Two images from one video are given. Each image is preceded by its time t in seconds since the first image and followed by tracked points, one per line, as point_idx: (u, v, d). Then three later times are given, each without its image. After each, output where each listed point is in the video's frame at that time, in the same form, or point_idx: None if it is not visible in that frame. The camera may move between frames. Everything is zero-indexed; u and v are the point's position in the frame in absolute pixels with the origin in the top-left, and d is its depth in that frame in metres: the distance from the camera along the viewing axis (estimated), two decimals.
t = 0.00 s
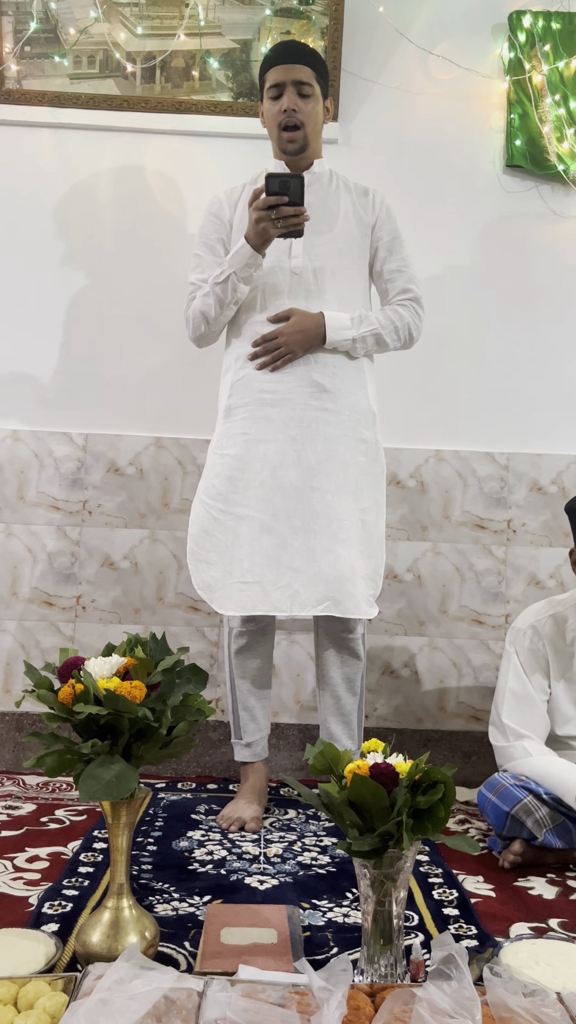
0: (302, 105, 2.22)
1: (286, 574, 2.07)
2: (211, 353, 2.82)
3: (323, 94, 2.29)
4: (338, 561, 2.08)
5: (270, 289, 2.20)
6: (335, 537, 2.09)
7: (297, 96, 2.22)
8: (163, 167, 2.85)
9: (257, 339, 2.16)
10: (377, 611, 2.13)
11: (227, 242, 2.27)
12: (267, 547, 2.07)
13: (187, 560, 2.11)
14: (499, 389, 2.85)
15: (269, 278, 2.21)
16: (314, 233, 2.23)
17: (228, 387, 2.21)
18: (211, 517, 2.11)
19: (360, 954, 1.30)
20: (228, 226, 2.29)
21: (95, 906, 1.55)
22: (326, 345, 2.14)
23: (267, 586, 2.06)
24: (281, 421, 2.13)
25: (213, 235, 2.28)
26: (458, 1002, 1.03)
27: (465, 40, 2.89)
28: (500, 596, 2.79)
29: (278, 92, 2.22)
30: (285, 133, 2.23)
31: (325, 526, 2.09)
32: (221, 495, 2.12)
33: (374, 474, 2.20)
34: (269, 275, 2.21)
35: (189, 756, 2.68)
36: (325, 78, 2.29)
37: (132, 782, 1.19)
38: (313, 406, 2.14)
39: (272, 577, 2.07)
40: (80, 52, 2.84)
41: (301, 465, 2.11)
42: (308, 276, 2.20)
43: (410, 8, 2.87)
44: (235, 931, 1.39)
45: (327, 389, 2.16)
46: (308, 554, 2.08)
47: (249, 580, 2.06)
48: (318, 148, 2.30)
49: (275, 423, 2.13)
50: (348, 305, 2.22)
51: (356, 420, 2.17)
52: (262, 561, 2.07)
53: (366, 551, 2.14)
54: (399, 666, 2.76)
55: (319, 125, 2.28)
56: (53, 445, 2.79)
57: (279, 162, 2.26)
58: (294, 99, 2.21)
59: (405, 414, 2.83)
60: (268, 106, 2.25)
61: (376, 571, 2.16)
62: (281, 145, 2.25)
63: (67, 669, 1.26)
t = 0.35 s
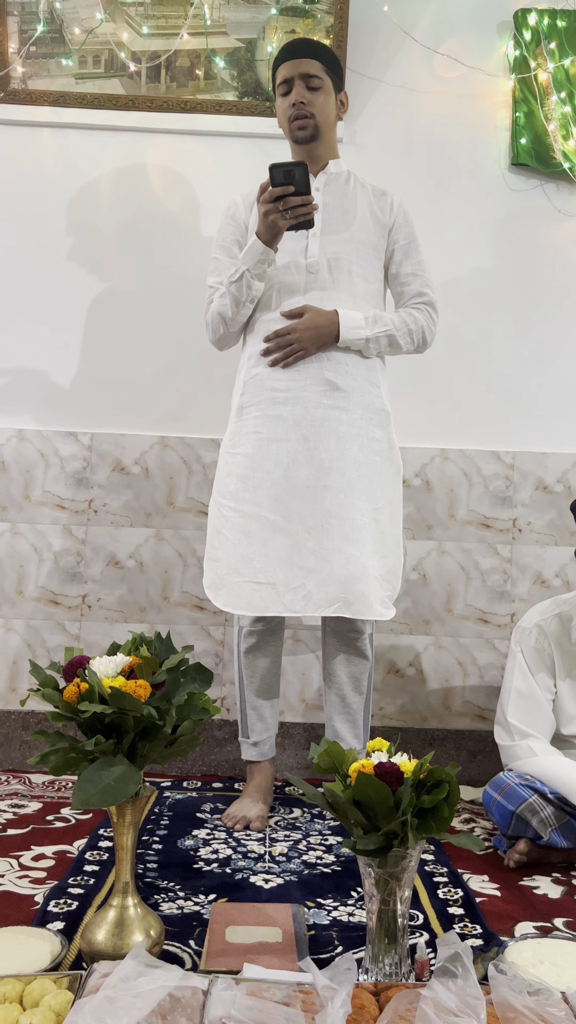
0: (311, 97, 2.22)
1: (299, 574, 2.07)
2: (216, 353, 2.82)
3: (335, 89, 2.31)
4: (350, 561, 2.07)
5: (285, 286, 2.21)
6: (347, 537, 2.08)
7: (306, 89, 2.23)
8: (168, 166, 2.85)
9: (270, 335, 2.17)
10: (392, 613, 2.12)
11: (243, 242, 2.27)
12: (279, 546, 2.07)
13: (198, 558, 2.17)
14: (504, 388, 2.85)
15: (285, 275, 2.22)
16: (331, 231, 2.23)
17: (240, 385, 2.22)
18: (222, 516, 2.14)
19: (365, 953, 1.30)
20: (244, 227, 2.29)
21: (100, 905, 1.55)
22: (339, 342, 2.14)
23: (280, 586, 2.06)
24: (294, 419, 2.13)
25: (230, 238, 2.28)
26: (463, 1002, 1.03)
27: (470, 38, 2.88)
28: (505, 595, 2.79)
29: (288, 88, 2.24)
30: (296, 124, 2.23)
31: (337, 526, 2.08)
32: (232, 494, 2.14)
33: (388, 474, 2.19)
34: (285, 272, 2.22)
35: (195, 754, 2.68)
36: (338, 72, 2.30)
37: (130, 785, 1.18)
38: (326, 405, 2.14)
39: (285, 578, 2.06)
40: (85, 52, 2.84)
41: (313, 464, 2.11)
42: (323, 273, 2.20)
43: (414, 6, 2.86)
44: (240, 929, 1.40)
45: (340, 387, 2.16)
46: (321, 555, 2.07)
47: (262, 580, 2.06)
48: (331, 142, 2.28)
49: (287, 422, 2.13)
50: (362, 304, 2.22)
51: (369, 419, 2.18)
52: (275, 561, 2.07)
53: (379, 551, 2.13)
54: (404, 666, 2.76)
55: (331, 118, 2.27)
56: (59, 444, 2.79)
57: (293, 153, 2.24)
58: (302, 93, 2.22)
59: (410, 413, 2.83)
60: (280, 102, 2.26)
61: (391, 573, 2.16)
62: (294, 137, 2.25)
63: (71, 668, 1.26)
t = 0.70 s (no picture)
0: (315, 94, 2.22)
1: (305, 574, 2.07)
2: (217, 353, 2.82)
3: (341, 86, 2.30)
4: (351, 562, 2.06)
5: (287, 286, 2.21)
6: (350, 537, 2.08)
7: (310, 87, 2.22)
8: (168, 167, 2.85)
9: (272, 335, 2.17)
10: (395, 613, 2.12)
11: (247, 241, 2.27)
12: (286, 546, 2.08)
13: (205, 561, 2.17)
14: (506, 388, 2.85)
15: (288, 274, 2.22)
16: (336, 230, 2.23)
17: (243, 386, 2.23)
18: (228, 518, 2.15)
19: (365, 953, 1.30)
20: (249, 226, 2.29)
21: (101, 905, 1.55)
22: (341, 341, 2.14)
23: (286, 587, 2.07)
24: (296, 419, 2.13)
25: (234, 236, 2.28)
26: (463, 1002, 1.03)
27: (471, 39, 2.88)
28: (506, 595, 2.78)
29: (292, 85, 2.23)
30: (300, 120, 2.22)
31: (340, 526, 2.08)
32: (237, 496, 2.14)
33: (391, 474, 2.19)
34: (288, 271, 2.22)
35: (196, 754, 2.68)
36: (344, 70, 2.30)
37: (138, 780, 1.19)
38: (329, 404, 2.14)
39: (292, 579, 2.07)
40: (86, 52, 2.84)
41: (317, 464, 2.11)
42: (326, 272, 2.20)
43: (415, 6, 2.86)
44: (240, 930, 1.40)
45: (343, 387, 2.16)
46: (324, 555, 2.07)
47: (268, 581, 2.07)
48: (337, 139, 2.29)
49: (290, 422, 2.13)
50: (366, 303, 2.22)
51: (371, 418, 2.17)
52: (282, 562, 2.08)
53: (381, 551, 2.12)
54: (406, 666, 2.76)
55: (336, 116, 2.27)
56: (60, 445, 2.79)
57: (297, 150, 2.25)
58: (306, 89, 2.22)
59: (411, 413, 2.83)
60: (284, 101, 2.26)
61: (394, 573, 2.16)
62: (299, 133, 2.24)
63: (71, 668, 1.25)
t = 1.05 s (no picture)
0: (314, 93, 2.22)
1: (306, 575, 2.07)
2: (216, 353, 2.82)
3: (340, 84, 2.29)
4: (353, 563, 2.07)
5: (286, 286, 2.21)
6: (350, 538, 2.08)
7: (310, 85, 2.22)
8: (167, 167, 2.85)
9: (271, 336, 2.17)
10: (400, 612, 2.12)
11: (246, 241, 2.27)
12: (287, 548, 2.08)
13: (199, 561, 2.14)
14: (504, 389, 2.85)
15: (286, 274, 2.22)
16: (334, 230, 2.23)
17: (242, 386, 2.23)
18: (227, 520, 2.14)
19: (363, 954, 1.30)
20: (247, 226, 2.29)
21: (99, 906, 1.55)
22: (340, 342, 2.14)
23: (290, 587, 2.07)
24: (295, 419, 2.13)
25: (233, 236, 2.28)
26: (461, 1002, 1.03)
27: (470, 39, 2.89)
28: (505, 596, 2.78)
29: (292, 83, 2.23)
30: (299, 119, 2.22)
31: (340, 527, 2.08)
32: (237, 499, 2.14)
33: (390, 475, 2.19)
34: (287, 272, 2.22)
35: (195, 755, 2.68)
36: (343, 70, 2.30)
37: (134, 783, 1.19)
38: (328, 405, 2.14)
39: (294, 580, 2.07)
40: (85, 53, 2.84)
41: (316, 465, 2.11)
42: (325, 273, 2.20)
43: (414, 7, 2.87)
44: (239, 930, 1.40)
45: (342, 388, 2.16)
46: (325, 556, 2.06)
47: (271, 582, 2.08)
48: (336, 139, 2.29)
49: (289, 423, 2.13)
50: (364, 303, 2.22)
51: (370, 419, 2.17)
52: (284, 564, 2.08)
53: (383, 552, 2.13)
54: (404, 666, 2.76)
55: (335, 115, 2.27)
56: (59, 445, 2.79)
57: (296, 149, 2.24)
58: (305, 89, 2.22)
59: (410, 414, 2.83)
60: (283, 99, 2.26)
61: (399, 573, 2.15)
62: (298, 133, 2.24)
63: (70, 669, 1.26)
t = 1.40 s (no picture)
0: (311, 90, 2.22)
1: (307, 574, 2.06)
2: (215, 353, 2.82)
3: (338, 84, 2.30)
4: (355, 561, 2.06)
5: (285, 286, 2.21)
6: (351, 537, 2.08)
7: (307, 83, 2.22)
8: (167, 167, 2.85)
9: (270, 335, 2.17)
10: (399, 612, 2.13)
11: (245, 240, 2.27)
12: (286, 548, 2.07)
13: (205, 564, 2.16)
14: (504, 389, 2.85)
15: (285, 274, 2.21)
16: (332, 230, 2.23)
17: (240, 385, 2.23)
18: (228, 521, 2.13)
19: (362, 954, 1.30)
20: (246, 224, 2.29)
21: (97, 905, 1.55)
22: (340, 341, 2.14)
23: (290, 587, 2.07)
24: (294, 419, 2.13)
25: (232, 235, 2.28)
26: (460, 1003, 1.03)
27: (470, 40, 2.89)
28: (504, 596, 2.79)
29: (289, 82, 2.23)
30: (295, 118, 2.23)
31: (341, 526, 2.07)
32: (237, 498, 2.13)
33: (390, 475, 2.19)
34: (285, 271, 2.22)
35: (193, 754, 2.68)
36: (340, 70, 2.30)
37: (133, 782, 1.19)
38: (326, 404, 2.14)
39: (295, 579, 2.07)
40: (85, 52, 2.84)
41: (315, 463, 2.11)
42: (324, 272, 2.20)
43: (415, 7, 2.87)
44: (238, 931, 1.40)
45: (340, 388, 2.16)
46: (326, 554, 2.06)
47: (273, 582, 2.08)
48: (333, 138, 2.29)
49: (288, 423, 2.13)
50: (363, 304, 2.22)
51: (369, 419, 2.18)
52: (284, 563, 2.07)
53: (383, 551, 2.13)
54: (403, 666, 2.76)
55: (332, 115, 2.27)
56: (58, 445, 2.79)
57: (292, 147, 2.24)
58: (303, 87, 2.22)
59: (409, 414, 2.83)
60: (280, 97, 2.26)
61: (398, 573, 2.17)
62: (293, 132, 2.24)
63: (69, 668, 1.26)
